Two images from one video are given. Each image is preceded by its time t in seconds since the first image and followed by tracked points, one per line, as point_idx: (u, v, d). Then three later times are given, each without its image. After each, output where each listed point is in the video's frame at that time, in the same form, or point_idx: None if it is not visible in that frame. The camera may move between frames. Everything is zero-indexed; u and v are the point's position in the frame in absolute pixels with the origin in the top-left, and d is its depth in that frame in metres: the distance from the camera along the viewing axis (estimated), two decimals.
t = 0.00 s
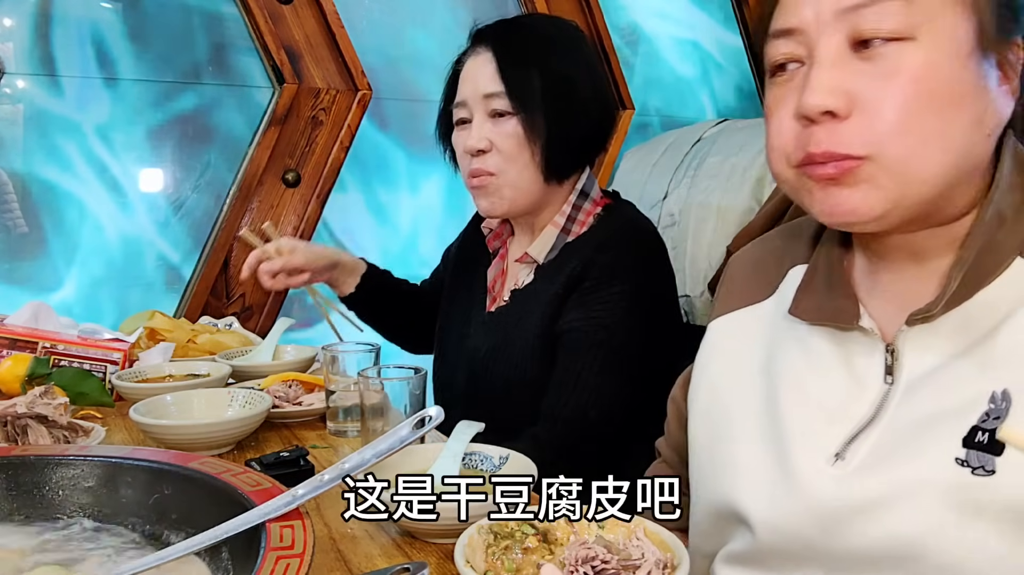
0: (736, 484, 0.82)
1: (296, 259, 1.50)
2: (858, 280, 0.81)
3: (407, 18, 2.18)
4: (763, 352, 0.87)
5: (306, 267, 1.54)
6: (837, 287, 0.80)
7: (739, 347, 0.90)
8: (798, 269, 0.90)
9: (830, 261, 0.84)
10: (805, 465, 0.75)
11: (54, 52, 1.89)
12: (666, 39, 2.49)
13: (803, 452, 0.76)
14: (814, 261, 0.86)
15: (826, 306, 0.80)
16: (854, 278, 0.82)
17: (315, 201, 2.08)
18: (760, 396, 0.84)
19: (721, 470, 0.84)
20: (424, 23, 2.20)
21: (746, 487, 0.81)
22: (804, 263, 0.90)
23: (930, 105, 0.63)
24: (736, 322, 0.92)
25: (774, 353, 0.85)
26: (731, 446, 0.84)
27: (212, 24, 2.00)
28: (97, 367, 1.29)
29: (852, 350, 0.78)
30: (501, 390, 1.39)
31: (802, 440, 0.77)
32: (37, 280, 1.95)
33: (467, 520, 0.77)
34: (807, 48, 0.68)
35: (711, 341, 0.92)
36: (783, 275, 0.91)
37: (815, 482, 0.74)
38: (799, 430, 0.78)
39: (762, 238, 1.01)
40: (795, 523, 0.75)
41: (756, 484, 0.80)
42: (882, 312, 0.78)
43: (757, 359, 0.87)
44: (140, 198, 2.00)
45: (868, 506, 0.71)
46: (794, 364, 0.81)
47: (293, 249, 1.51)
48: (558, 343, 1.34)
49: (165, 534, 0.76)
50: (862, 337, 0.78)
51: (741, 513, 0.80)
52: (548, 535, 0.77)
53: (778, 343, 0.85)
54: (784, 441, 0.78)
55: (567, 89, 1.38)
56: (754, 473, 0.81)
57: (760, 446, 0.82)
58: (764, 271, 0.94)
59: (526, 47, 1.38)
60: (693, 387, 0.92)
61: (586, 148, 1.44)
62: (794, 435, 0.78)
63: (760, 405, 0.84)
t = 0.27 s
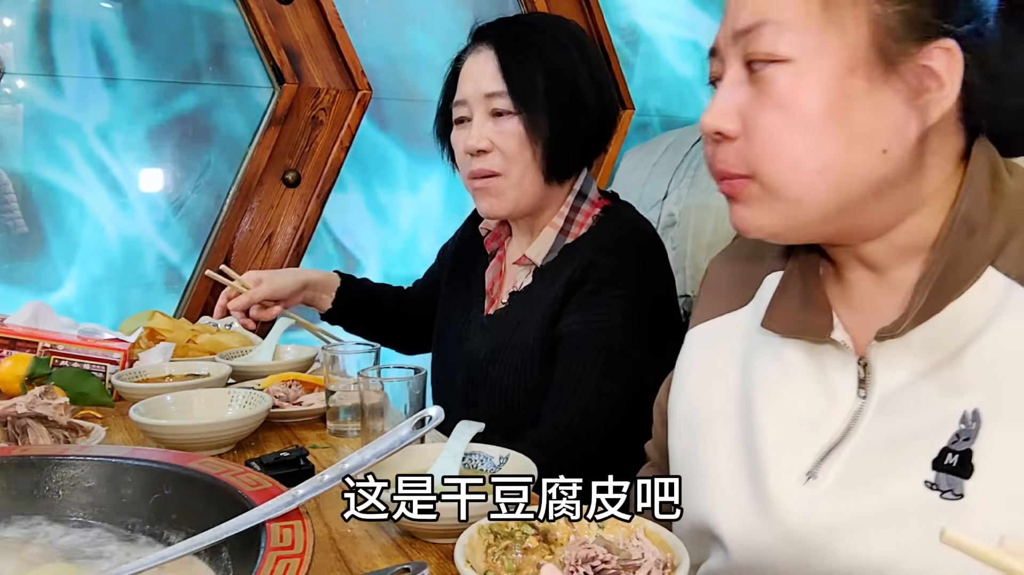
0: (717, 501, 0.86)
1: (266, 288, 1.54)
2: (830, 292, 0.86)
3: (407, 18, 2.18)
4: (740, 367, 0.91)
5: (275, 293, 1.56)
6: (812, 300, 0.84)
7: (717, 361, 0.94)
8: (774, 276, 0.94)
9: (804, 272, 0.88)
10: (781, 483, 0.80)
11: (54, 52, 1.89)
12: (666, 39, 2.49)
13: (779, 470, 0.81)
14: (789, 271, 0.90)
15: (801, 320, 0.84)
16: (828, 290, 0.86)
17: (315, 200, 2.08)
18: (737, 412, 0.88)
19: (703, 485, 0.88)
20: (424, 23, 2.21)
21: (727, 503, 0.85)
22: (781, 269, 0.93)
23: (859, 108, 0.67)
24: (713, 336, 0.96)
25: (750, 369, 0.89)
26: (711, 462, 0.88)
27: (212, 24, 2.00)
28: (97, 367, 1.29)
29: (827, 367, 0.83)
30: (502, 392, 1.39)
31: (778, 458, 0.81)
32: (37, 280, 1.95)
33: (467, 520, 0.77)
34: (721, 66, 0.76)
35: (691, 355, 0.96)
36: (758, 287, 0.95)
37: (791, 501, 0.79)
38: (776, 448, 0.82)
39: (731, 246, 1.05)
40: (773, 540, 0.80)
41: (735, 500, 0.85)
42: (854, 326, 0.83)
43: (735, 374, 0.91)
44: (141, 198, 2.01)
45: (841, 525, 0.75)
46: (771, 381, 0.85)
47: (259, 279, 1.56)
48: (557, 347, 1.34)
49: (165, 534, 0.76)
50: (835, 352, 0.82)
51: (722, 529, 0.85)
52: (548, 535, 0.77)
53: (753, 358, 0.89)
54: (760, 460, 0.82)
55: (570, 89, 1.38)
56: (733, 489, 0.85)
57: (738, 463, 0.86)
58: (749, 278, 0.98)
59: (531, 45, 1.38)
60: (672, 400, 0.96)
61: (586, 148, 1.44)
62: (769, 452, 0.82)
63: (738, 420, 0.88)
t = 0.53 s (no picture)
0: (697, 513, 0.88)
1: (246, 295, 1.58)
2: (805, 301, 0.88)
3: (407, 17, 2.18)
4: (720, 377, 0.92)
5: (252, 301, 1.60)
6: (786, 311, 0.86)
7: (697, 370, 0.95)
8: (750, 283, 0.95)
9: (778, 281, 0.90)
10: (760, 497, 0.82)
11: (54, 52, 1.89)
12: (666, 39, 2.49)
13: (758, 485, 0.82)
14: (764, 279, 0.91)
15: (778, 332, 0.85)
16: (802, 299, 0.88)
17: (316, 201, 2.08)
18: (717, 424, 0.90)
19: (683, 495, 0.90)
20: (423, 22, 2.20)
21: (706, 516, 0.87)
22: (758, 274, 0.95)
23: (815, 119, 0.69)
24: (692, 345, 0.97)
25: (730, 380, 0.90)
26: (691, 474, 0.90)
27: (212, 24, 2.00)
28: (97, 367, 1.29)
29: (805, 380, 0.84)
30: (503, 391, 1.39)
31: (757, 472, 0.83)
32: (37, 280, 1.95)
33: (467, 520, 0.77)
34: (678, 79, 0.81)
35: (670, 364, 0.98)
36: (735, 293, 0.97)
37: (769, 515, 0.81)
38: (755, 462, 0.84)
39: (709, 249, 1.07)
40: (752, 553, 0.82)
41: (715, 512, 0.86)
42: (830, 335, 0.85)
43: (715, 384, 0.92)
44: (141, 198, 2.01)
45: (818, 542, 0.77)
46: (750, 393, 0.87)
47: (238, 287, 1.59)
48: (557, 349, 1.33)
49: (165, 534, 0.76)
50: (812, 364, 0.84)
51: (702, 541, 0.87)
52: (548, 535, 0.77)
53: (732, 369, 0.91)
54: (740, 473, 0.84)
55: (568, 89, 1.38)
56: (713, 502, 0.87)
57: (718, 474, 0.88)
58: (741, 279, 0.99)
59: (529, 46, 1.38)
60: (654, 408, 0.97)
61: (585, 149, 1.44)
62: (749, 465, 0.84)
63: (717, 432, 0.90)
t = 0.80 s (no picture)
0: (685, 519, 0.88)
1: (240, 298, 1.59)
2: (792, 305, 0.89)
3: (407, 17, 2.18)
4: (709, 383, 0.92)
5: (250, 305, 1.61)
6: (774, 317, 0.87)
7: (686, 375, 0.95)
8: (738, 287, 0.95)
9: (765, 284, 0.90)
10: (749, 506, 0.82)
11: (54, 52, 1.89)
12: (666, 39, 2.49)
13: (747, 493, 0.83)
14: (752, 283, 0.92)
15: (765, 337, 0.86)
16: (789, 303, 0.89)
17: (316, 201, 2.08)
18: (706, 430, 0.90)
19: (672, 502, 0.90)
20: (423, 22, 2.20)
21: (695, 523, 0.87)
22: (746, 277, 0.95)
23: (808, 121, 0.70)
24: (682, 349, 0.97)
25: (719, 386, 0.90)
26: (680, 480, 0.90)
27: (212, 24, 2.00)
28: (97, 367, 1.29)
29: (794, 386, 0.85)
30: (503, 392, 1.39)
31: (746, 480, 0.83)
32: (37, 280, 1.95)
33: (467, 520, 0.77)
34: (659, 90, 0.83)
35: (661, 368, 0.98)
36: (724, 297, 0.97)
37: (758, 524, 0.81)
38: (744, 470, 0.84)
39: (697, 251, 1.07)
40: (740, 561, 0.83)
41: (704, 519, 0.87)
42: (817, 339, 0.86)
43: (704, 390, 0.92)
44: (141, 198, 2.01)
45: (805, 550, 0.78)
46: (738, 400, 0.87)
47: (232, 291, 1.60)
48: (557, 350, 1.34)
49: (165, 533, 0.77)
50: (800, 370, 0.84)
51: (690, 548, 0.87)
52: (548, 535, 0.77)
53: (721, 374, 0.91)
54: (728, 481, 0.85)
55: (562, 89, 1.37)
56: (701, 509, 0.87)
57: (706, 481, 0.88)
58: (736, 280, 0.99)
59: (522, 47, 1.38)
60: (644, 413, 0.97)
61: (582, 150, 1.42)
62: (737, 472, 0.84)
63: (706, 438, 0.90)
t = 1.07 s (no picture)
0: (685, 521, 0.88)
1: (240, 298, 1.58)
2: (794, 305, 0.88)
3: (408, 17, 2.18)
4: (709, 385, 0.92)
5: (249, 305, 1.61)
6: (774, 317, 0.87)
7: (687, 377, 0.95)
8: (738, 288, 0.95)
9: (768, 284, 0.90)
10: (749, 509, 0.82)
11: (54, 52, 1.89)
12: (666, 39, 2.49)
13: (747, 496, 0.83)
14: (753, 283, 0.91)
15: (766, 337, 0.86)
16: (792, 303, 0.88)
17: (316, 201, 2.08)
18: (706, 433, 0.90)
19: (672, 504, 0.90)
20: (424, 22, 2.21)
21: (695, 525, 0.88)
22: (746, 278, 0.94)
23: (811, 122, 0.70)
24: (682, 351, 0.97)
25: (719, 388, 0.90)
26: (679, 482, 0.90)
27: (212, 24, 2.00)
28: (97, 367, 1.29)
29: (795, 388, 0.84)
30: (502, 393, 1.39)
31: (746, 483, 0.83)
32: (37, 280, 1.95)
33: (467, 520, 0.77)
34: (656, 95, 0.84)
35: (661, 370, 0.98)
36: (725, 298, 0.97)
37: (757, 527, 0.81)
38: (744, 473, 0.84)
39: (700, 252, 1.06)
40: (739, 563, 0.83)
41: (703, 521, 0.87)
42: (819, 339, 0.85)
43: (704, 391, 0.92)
44: (140, 198, 2.01)
45: (805, 552, 0.78)
46: (739, 402, 0.87)
47: (233, 291, 1.59)
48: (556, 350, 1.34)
49: (165, 533, 0.77)
50: (801, 371, 0.84)
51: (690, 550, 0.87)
52: (548, 535, 0.77)
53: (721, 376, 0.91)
54: (728, 483, 0.85)
55: (547, 93, 1.35)
56: (701, 511, 0.88)
57: (706, 483, 0.88)
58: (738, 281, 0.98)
59: (509, 51, 1.37)
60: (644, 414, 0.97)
61: (574, 152, 1.41)
62: (737, 476, 0.84)
63: (706, 440, 0.90)
